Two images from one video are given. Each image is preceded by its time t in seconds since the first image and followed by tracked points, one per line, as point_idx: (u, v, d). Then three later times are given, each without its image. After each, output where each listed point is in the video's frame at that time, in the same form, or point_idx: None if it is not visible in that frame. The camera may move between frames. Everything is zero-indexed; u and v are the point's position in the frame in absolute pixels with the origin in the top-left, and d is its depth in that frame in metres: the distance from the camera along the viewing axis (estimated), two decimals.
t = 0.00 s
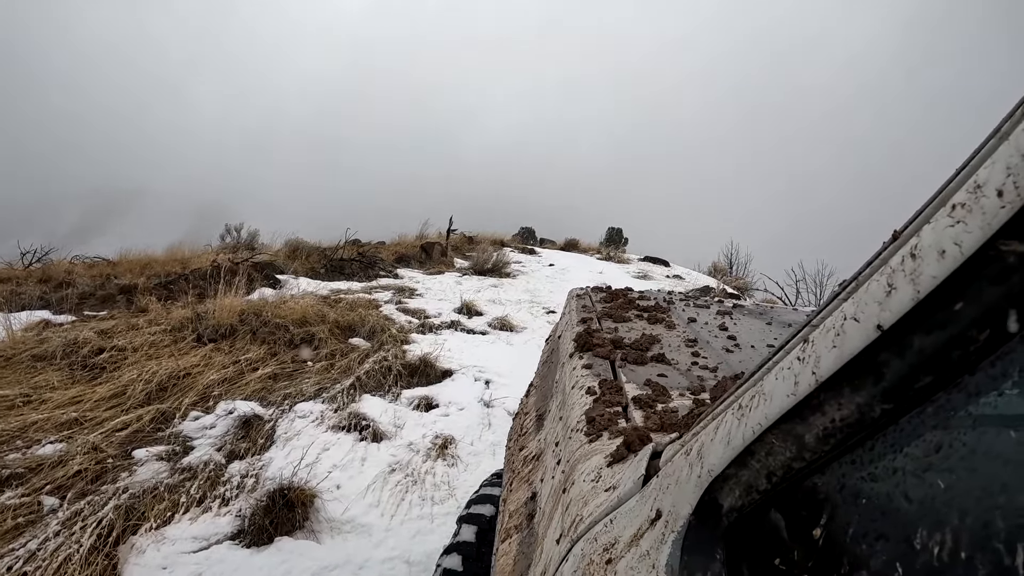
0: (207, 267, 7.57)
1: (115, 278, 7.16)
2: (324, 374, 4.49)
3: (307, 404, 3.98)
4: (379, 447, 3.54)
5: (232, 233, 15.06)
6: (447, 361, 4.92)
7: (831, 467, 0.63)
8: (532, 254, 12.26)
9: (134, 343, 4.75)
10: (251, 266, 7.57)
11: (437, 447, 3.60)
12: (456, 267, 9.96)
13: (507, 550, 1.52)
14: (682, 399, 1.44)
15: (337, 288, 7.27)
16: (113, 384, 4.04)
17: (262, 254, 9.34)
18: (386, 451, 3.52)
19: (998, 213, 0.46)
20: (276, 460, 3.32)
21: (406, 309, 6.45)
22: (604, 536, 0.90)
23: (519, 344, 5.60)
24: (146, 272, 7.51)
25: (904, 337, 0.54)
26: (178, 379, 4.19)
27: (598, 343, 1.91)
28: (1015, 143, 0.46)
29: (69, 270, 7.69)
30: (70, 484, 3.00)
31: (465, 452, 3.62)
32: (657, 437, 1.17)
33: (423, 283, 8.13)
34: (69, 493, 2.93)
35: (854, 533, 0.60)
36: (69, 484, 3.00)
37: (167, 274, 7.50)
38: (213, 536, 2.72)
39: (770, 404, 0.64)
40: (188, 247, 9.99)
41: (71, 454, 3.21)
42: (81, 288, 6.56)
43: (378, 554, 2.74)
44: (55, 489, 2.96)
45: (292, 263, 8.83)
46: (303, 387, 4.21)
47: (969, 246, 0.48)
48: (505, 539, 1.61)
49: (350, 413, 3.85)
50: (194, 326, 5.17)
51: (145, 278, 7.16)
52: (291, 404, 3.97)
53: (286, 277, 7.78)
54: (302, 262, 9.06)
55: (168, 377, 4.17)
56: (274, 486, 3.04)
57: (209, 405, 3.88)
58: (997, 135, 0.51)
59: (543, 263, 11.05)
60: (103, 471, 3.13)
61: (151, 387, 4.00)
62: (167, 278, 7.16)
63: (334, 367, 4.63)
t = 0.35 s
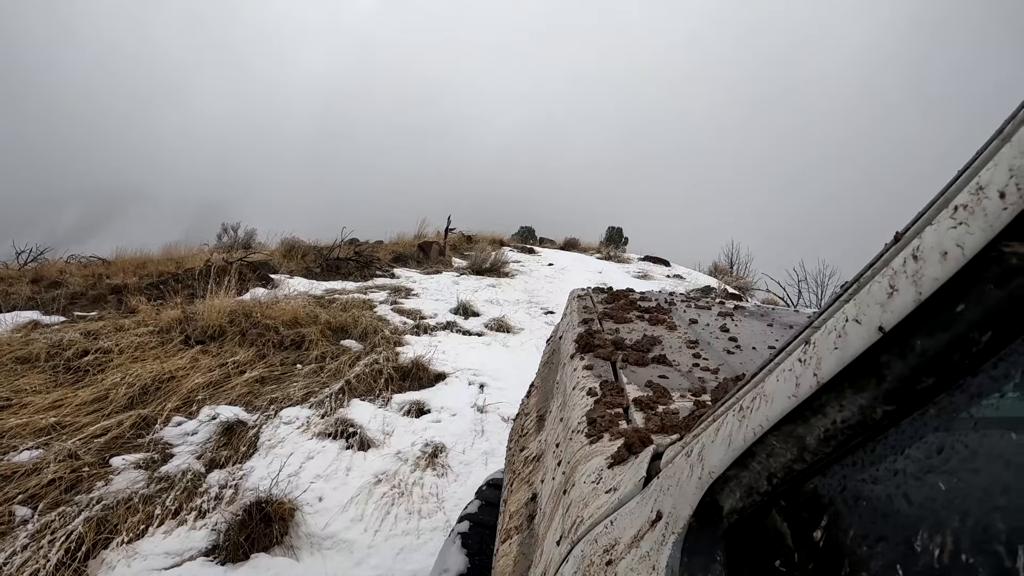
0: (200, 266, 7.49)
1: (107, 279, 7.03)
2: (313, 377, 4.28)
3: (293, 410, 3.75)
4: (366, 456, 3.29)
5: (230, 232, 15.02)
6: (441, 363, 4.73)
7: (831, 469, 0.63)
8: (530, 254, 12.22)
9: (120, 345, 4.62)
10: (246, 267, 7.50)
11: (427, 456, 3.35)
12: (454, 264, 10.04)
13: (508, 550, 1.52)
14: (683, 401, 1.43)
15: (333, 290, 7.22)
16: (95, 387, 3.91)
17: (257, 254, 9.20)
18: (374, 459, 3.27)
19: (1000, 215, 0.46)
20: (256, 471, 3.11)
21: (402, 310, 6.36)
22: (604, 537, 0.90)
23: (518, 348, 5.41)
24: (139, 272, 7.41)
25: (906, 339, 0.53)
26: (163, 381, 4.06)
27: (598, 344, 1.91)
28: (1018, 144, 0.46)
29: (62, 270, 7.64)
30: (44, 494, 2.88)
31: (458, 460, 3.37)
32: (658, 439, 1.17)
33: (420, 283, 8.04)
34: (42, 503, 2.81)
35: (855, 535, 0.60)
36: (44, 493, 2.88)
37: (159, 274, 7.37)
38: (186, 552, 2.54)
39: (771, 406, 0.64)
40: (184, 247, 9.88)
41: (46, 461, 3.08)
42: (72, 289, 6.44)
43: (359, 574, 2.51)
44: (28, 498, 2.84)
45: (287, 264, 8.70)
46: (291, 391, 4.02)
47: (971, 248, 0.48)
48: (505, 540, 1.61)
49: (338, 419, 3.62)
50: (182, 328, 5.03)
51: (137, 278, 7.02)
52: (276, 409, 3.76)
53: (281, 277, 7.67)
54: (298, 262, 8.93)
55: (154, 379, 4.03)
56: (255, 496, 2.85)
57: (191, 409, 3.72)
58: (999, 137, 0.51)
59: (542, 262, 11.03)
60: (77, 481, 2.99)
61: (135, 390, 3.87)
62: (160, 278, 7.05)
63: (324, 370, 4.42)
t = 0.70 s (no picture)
0: (194, 266, 7.46)
1: (99, 279, 6.98)
2: (301, 382, 4.23)
3: (281, 417, 3.71)
4: (353, 467, 3.24)
5: (226, 231, 14.99)
6: (436, 366, 4.69)
7: (830, 469, 0.63)
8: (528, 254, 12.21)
9: (107, 348, 4.58)
10: (240, 267, 7.46)
11: (417, 467, 3.30)
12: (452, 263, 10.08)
13: (506, 553, 1.52)
14: (680, 402, 1.43)
15: (328, 290, 7.20)
16: (79, 392, 3.87)
17: (252, 254, 9.16)
18: (361, 471, 3.22)
19: (998, 214, 0.46)
20: (238, 482, 3.05)
21: (396, 311, 6.33)
22: (603, 540, 0.90)
23: (513, 351, 5.36)
24: (132, 272, 7.37)
25: (904, 339, 0.53)
26: (149, 385, 4.02)
27: (596, 345, 1.91)
28: (1015, 144, 0.46)
29: (54, 270, 7.61)
30: (19, 505, 2.82)
31: (450, 469, 3.32)
32: (655, 440, 1.16)
33: (417, 283, 8.03)
34: (17, 514, 2.75)
35: (854, 535, 0.60)
36: (19, 504, 2.82)
37: (152, 274, 7.33)
38: (161, 569, 2.46)
39: (770, 407, 0.64)
40: (180, 246, 9.85)
41: (23, 470, 3.03)
42: (64, 289, 6.41)
43: None
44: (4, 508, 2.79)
45: (282, 264, 8.66)
46: (280, 395, 3.98)
47: (969, 247, 0.48)
48: (503, 542, 1.60)
49: (325, 428, 3.57)
50: (171, 330, 5.00)
51: (129, 277, 6.97)
52: (263, 416, 3.71)
53: (275, 277, 7.63)
54: (293, 262, 8.90)
55: (140, 384, 4.00)
56: (236, 510, 2.77)
57: (175, 416, 3.67)
58: (997, 137, 0.51)
59: (539, 263, 11.02)
60: (54, 492, 2.94)
61: (119, 396, 3.82)
62: (153, 279, 7.02)
63: (314, 375, 4.38)
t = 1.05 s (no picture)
0: (190, 266, 7.45)
1: (93, 279, 6.96)
2: (291, 388, 4.19)
3: (268, 424, 3.66)
4: (341, 479, 3.15)
5: (224, 229, 15.02)
6: (431, 372, 4.66)
7: (826, 461, 0.63)
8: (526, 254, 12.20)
9: (95, 352, 4.55)
10: (236, 268, 7.44)
11: (408, 478, 3.20)
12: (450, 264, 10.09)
13: (503, 548, 1.52)
14: (675, 396, 1.44)
15: (324, 291, 7.20)
16: (63, 398, 3.83)
17: (248, 254, 9.14)
18: (348, 483, 3.12)
19: (992, 207, 0.46)
20: (222, 493, 2.98)
21: (391, 312, 6.31)
22: (599, 532, 0.90)
23: (510, 355, 5.34)
24: (126, 272, 7.36)
25: (899, 331, 0.53)
26: (136, 391, 3.99)
27: (592, 340, 1.91)
28: (1010, 136, 0.46)
29: (49, 269, 7.60)
30: None
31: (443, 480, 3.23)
32: (651, 433, 1.17)
33: (414, 284, 8.03)
34: None
35: (850, 527, 0.60)
36: None
37: (146, 274, 7.31)
38: None
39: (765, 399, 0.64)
40: (177, 246, 9.85)
41: (0, 480, 2.96)
42: (57, 289, 6.39)
43: None
44: None
45: (278, 264, 8.65)
46: (269, 400, 3.96)
47: (964, 240, 0.48)
48: (500, 537, 1.60)
49: (315, 435, 3.50)
50: (162, 332, 4.99)
51: (123, 278, 6.95)
52: (251, 423, 3.66)
53: (269, 278, 7.62)
54: (289, 263, 8.88)
55: (127, 389, 3.97)
56: (215, 526, 2.71)
57: (161, 423, 3.63)
58: (991, 130, 0.51)
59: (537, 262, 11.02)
60: (32, 503, 2.89)
61: (104, 401, 3.79)
62: (147, 279, 7.01)
63: (304, 380, 4.35)
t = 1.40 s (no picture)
0: (183, 266, 7.45)
1: (85, 278, 6.96)
2: (278, 391, 4.18)
3: (252, 430, 3.65)
4: (324, 488, 3.13)
5: (220, 229, 15.04)
6: (422, 374, 4.66)
7: (825, 465, 0.63)
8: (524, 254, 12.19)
9: (82, 353, 4.55)
10: (229, 268, 7.43)
11: (394, 488, 3.17)
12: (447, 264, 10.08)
13: (503, 549, 1.52)
14: (677, 398, 1.44)
15: (318, 291, 7.19)
16: (45, 402, 3.81)
17: (242, 254, 9.13)
18: (332, 492, 3.10)
19: (991, 212, 0.46)
20: (201, 503, 2.97)
21: (385, 313, 6.30)
22: (600, 535, 0.90)
23: (503, 357, 5.32)
24: (119, 271, 7.36)
25: (897, 336, 0.53)
26: (121, 394, 3.98)
27: (594, 341, 1.91)
28: (1009, 142, 0.46)
29: (43, 267, 7.60)
30: None
31: (430, 488, 3.23)
32: (652, 436, 1.17)
33: (409, 284, 8.02)
34: None
35: (849, 532, 0.60)
36: None
37: (139, 273, 7.31)
38: None
39: (764, 403, 0.64)
40: (172, 245, 9.84)
41: None
42: (48, 288, 6.38)
43: None
44: None
45: (273, 263, 8.63)
46: (255, 404, 3.94)
47: (963, 245, 0.48)
48: (501, 538, 1.60)
49: (300, 441, 3.49)
50: (151, 333, 4.98)
51: (115, 278, 6.94)
52: (235, 428, 3.65)
53: (263, 278, 7.61)
54: (284, 262, 8.87)
55: (112, 392, 3.96)
56: (191, 538, 2.69)
57: (143, 427, 3.61)
58: (990, 135, 0.51)
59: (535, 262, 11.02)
60: (8, 511, 2.88)
61: (87, 405, 3.78)
62: (140, 278, 7.00)
63: (292, 383, 4.33)
